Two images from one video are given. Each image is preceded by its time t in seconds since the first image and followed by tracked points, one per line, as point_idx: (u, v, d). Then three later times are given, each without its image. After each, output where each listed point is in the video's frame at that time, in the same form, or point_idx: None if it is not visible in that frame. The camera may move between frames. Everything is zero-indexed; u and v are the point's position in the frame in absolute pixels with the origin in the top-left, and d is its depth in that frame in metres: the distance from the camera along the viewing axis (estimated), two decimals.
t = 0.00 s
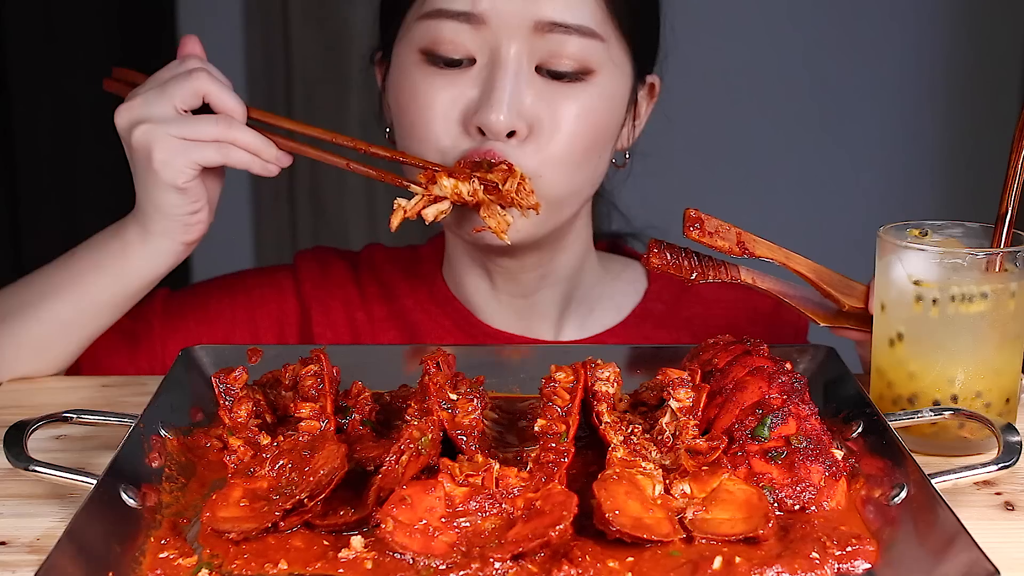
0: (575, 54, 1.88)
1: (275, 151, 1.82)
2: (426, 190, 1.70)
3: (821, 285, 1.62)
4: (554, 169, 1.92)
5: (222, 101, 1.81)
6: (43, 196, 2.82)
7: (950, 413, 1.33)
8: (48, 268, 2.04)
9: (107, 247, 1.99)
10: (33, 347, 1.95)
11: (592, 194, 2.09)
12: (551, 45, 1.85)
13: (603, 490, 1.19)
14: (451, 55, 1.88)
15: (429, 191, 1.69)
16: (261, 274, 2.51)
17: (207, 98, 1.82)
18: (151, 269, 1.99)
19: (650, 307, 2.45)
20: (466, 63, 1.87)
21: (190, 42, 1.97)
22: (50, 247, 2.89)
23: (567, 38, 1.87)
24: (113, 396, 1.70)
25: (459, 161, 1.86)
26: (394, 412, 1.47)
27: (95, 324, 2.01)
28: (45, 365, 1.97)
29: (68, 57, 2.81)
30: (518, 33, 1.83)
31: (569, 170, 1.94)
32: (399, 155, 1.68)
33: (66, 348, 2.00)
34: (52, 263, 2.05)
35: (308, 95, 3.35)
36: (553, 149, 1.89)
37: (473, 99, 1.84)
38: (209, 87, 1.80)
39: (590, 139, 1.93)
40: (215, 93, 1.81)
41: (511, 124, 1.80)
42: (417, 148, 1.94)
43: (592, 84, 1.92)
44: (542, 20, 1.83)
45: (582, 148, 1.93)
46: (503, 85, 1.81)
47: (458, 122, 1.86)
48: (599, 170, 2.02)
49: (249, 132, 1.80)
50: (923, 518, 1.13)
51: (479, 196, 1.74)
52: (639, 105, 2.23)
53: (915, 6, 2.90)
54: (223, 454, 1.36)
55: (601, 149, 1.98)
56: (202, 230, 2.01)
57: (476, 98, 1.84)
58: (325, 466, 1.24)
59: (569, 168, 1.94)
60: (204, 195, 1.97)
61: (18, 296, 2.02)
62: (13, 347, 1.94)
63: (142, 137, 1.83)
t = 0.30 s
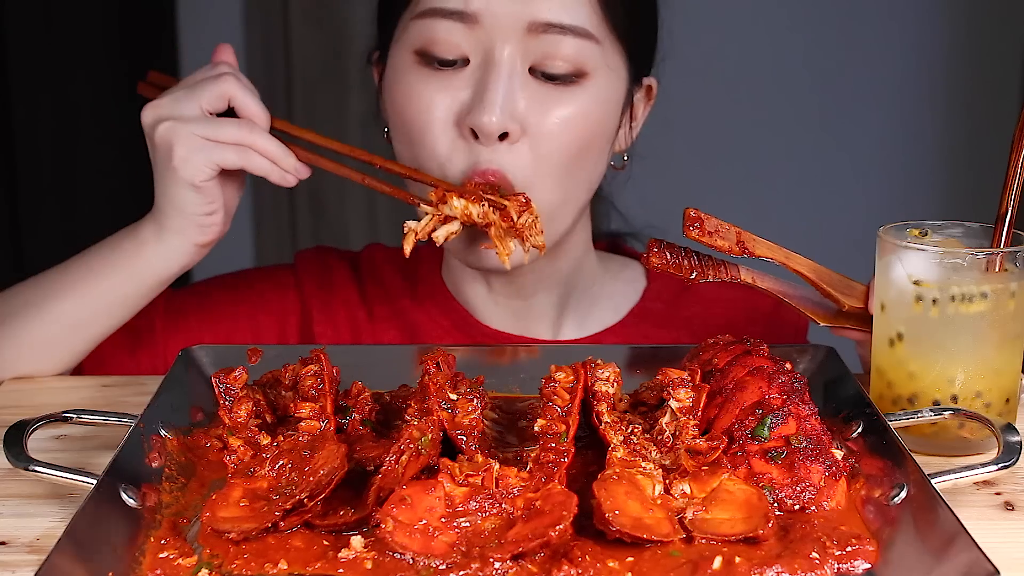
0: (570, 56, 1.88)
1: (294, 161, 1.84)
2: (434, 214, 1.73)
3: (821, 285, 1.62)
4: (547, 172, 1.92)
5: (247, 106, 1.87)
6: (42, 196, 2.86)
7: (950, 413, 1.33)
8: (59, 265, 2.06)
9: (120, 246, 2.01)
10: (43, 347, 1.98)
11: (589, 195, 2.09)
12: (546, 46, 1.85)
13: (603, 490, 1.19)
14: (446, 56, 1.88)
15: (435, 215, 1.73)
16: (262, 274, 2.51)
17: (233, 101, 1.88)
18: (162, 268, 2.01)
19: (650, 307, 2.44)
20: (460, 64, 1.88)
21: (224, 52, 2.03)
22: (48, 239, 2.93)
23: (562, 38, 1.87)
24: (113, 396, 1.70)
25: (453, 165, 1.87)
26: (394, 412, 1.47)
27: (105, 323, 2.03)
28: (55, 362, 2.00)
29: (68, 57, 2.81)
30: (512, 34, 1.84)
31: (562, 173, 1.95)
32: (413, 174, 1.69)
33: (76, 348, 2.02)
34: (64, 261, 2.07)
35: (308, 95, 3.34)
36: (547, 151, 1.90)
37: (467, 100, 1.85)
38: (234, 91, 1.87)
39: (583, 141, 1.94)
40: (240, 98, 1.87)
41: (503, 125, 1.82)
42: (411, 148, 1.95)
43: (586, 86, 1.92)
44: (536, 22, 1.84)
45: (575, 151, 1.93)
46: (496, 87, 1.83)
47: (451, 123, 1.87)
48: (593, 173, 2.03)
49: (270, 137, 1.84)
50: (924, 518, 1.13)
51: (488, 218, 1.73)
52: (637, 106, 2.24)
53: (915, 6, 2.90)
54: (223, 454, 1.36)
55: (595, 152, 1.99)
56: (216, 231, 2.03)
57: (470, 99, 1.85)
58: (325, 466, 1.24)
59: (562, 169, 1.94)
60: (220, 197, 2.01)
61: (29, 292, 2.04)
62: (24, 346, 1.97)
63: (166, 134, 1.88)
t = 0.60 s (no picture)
0: (565, 60, 1.88)
1: (302, 159, 1.87)
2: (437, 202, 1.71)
3: (820, 285, 1.62)
4: (544, 176, 1.94)
5: (258, 103, 1.89)
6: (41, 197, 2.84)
7: (949, 413, 1.33)
8: (68, 263, 2.09)
9: (127, 244, 2.03)
10: (48, 342, 1.99)
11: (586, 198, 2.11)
12: (541, 52, 1.85)
13: (603, 490, 1.19)
14: (441, 61, 1.88)
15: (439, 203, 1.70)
16: (263, 272, 2.51)
17: (243, 96, 1.90)
18: (166, 263, 2.03)
19: (650, 305, 2.44)
20: (456, 69, 1.88)
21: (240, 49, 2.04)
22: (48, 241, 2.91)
23: (557, 43, 1.87)
24: (113, 396, 1.70)
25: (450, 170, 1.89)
26: (394, 412, 1.47)
27: (109, 320, 2.04)
28: (59, 360, 2.01)
29: (68, 57, 2.82)
30: (506, 40, 1.83)
31: (559, 177, 1.96)
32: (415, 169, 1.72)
33: (79, 345, 2.02)
34: (73, 259, 2.09)
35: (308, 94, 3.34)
36: (543, 156, 1.91)
37: (462, 106, 1.86)
38: (246, 87, 1.89)
39: (580, 146, 1.94)
40: (252, 94, 1.90)
41: (499, 132, 1.82)
42: (407, 153, 1.95)
43: (581, 90, 1.92)
44: (531, 28, 1.83)
45: (572, 155, 1.94)
46: (490, 94, 1.83)
47: (447, 129, 1.88)
48: (591, 176, 2.04)
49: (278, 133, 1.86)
50: (924, 518, 1.13)
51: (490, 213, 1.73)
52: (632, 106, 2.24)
53: (915, 5, 2.90)
54: (223, 454, 1.36)
55: (592, 155, 1.99)
56: (223, 225, 2.04)
57: (465, 105, 1.86)
58: (325, 466, 1.24)
59: (560, 173, 1.95)
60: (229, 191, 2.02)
61: (35, 288, 2.05)
62: (29, 341, 1.98)
63: (176, 125, 1.90)
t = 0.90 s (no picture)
0: (565, 63, 1.88)
1: (302, 158, 1.87)
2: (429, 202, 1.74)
3: (819, 285, 1.62)
4: (544, 178, 1.94)
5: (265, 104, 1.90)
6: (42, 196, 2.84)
7: (950, 413, 1.33)
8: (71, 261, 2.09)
9: (128, 240, 2.03)
10: (46, 340, 1.99)
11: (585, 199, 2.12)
12: (540, 55, 1.85)
13: (603, 490, 1.19)
14: (442, 64, 1.88)
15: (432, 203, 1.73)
16: (265, 271, 2.51)
17: (250, 96, 1.92)
18: (163, 261, 2.02)
19: (651, 304, 2.45)
20: (456, 73, 1.88)
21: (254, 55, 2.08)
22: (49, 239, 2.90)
23: (557, 46, 1.86)
24: (113, 396, 1.70)
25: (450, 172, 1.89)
26: (394, 412, 1.47)
27: (106, 319, 2.03)
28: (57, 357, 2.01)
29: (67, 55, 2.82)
30: (506, 44, 1.83)
31: (555, 180, 1.96)
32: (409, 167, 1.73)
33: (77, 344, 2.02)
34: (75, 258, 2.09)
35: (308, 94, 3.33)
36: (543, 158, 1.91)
37: (462, 109, 1.86)
38: (254, 88, 1.91)
39: (580, 147, 1.95)
40: (260, 96, 1.91)
41: (499, 135, 1.82)
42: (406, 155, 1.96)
43: (581, 92, 1.92)
44: (531, 31, 1.83)
45: (569, 159, 1.94)
46: (490, 97, 1.82)
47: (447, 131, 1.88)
48: (589, 178, 2.04)
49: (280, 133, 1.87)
50: (923, 517, 1.13)
51: (480, 209, 1.78)
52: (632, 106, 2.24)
53: (915, 6, 2.90)
54: (223, 454, 1.36)
55: (590, 158, 2.00)
56: (222, 224, 2.03)
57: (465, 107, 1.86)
58: (325, 466, 1.24)
59: (560, 174, 1.96)
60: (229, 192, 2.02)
61: (36, 286, 2.06)
62: (27, 338, 1.98)
63: (182, 119, 1.91)
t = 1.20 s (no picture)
0: (569, 59, 1.89)
1: (261, 159, 1.85)
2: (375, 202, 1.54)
3: (818, 285, 1.62)
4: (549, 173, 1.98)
5: (224, 107, 1.89)
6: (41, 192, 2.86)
7: (949, 413, 1.33)
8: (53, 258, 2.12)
9: (98, 244, 2.05)
10: (29, 341, 2.04)
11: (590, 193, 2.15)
12: (544, 51, 1.86)
13: (603, 489, 1.19)
14: (445, 61, 1.90)
15: (376, 204, 1.54)
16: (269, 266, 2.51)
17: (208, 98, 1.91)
18: (133, 264, 2.03)
19: (654, 303, 2.45)
20: (459, 69, 1.90)
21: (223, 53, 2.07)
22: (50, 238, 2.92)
23: (561, 42, 1.87)
24: (113, 396, 1.70)
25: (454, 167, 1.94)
26: (394, 412, 1.47)
27: (86, 319, 2.06)
28: (41, 358, 2.06)
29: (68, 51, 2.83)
30: (509, 40, 1.85)
31: (561, 177, 2.00)
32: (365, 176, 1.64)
33: (58, 344, 2.06)
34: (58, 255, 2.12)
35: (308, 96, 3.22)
36: (547, 154, 1.95)
37: (466, 106, 1.89)
38: (212, 87, 1.90)
39: (584, 143, 1.99)
40: (220, 97, 1.90)
41: (503, 131, 1.87)
42: (410, 151, 1.99)
43: (585, 88, 1.94)
44: (534, 26, 1.85)
45: (573, 155, 1.98)
46: (494, 93, 1.86)
47: (450, 128, 1.92)
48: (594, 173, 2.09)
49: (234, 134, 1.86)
50: (923, 517, 1.13)
51: (426, 225, 1.55)
52: (635, 102, 2.24)
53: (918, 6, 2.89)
54: (223, 454, 1.36)
55: (594, 153, 2.04)
56: (185, 228, 2.04)
57: (469, 104, 1.89)
58: (325, 466, 1.24)
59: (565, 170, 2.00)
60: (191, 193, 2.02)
61: (18, 285, 2.09)
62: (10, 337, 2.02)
63: (141, 122, 1.93)
